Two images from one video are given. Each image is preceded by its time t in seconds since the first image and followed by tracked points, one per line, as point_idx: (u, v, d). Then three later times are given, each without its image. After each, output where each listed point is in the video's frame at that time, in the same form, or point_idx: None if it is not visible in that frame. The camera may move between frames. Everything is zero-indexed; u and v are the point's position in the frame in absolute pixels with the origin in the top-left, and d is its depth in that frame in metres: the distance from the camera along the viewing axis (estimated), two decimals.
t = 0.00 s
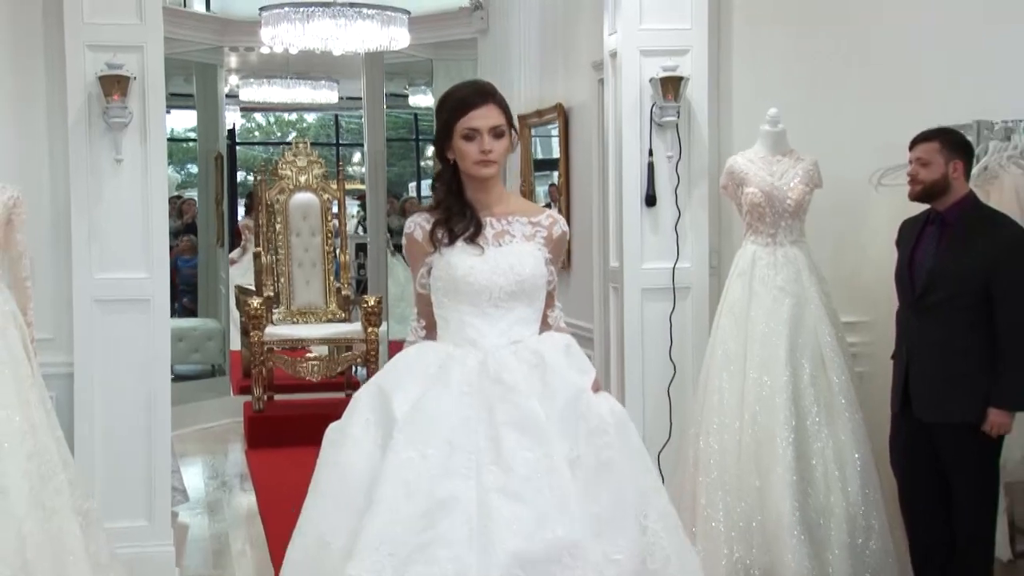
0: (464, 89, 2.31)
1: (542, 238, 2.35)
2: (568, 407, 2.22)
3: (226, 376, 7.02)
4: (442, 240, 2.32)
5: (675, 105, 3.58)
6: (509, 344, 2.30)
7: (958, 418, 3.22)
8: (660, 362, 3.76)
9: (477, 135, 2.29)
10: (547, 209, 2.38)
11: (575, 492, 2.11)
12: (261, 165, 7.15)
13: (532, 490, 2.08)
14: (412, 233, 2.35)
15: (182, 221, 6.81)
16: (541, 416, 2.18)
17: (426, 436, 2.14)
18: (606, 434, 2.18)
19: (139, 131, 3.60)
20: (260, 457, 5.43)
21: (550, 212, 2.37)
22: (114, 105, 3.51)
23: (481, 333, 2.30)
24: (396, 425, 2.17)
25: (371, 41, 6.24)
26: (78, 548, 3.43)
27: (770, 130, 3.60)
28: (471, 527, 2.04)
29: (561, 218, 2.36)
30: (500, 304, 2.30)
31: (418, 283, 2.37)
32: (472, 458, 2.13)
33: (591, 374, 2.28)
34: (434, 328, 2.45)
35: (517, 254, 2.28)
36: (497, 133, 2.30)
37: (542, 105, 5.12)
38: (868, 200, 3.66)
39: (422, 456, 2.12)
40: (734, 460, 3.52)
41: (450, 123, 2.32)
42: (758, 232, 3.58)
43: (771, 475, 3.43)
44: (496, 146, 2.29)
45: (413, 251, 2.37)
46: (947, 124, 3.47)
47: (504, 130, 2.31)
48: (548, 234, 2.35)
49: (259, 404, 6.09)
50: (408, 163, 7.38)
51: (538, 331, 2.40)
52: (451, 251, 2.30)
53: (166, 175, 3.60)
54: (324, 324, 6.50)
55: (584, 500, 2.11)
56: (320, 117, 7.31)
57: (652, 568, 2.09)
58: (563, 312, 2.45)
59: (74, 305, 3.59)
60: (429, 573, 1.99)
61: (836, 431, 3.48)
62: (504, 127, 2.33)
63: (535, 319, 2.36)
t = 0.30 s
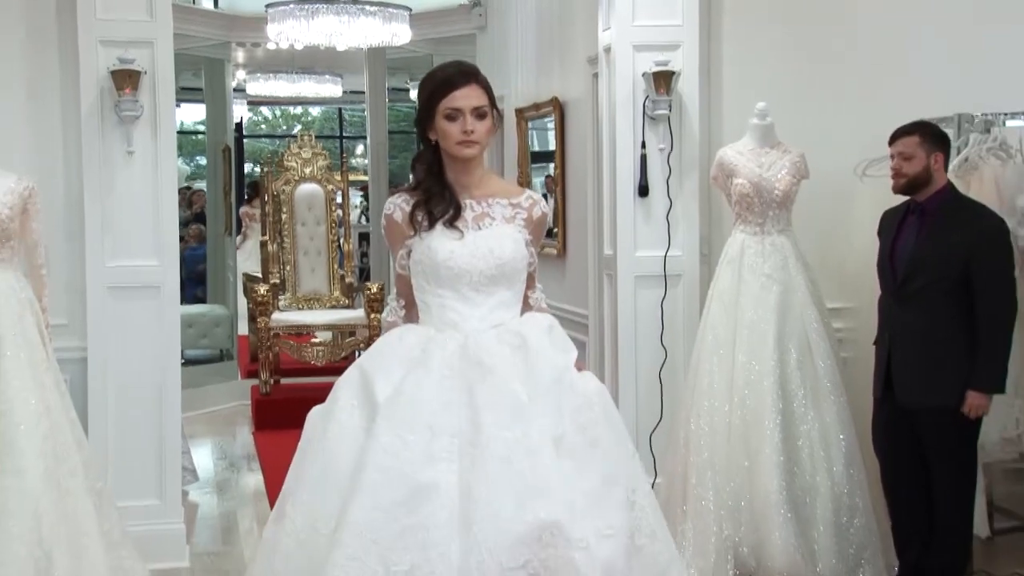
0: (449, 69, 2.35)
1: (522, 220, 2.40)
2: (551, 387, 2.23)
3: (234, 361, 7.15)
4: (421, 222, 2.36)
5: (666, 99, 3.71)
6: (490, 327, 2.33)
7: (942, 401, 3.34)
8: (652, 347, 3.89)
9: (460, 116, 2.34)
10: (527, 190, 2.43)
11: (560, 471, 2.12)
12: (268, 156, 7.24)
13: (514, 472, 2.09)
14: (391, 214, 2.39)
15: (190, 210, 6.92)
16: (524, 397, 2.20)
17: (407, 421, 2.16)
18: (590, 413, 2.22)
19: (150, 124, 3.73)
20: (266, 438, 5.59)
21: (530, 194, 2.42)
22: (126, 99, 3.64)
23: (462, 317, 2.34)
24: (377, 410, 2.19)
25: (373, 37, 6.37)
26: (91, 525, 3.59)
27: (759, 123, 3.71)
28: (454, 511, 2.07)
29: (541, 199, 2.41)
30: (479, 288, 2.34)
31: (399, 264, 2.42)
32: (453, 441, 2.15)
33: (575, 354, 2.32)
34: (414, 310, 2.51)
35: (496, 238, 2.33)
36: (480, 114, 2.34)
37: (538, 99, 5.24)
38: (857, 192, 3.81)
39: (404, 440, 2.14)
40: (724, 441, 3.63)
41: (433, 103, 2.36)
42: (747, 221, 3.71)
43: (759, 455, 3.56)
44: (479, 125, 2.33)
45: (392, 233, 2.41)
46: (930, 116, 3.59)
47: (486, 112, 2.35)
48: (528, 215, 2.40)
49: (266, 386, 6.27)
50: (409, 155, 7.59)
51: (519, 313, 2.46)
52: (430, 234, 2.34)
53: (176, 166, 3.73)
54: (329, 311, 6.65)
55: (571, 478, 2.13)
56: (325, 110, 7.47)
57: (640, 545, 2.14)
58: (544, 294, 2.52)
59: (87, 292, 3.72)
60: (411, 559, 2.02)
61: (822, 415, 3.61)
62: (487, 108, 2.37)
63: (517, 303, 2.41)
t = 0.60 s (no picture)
0: (456, 71, 2.30)
1: (525, 216, 2.36)
2: (551, 382, 2.24)
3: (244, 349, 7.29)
4: (423, 218, 2.33)
5: (660, 97, 3.84)
6: (491, 322, 2.33)
7: (927, 388, 3.41)
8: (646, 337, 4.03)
9: (465, 120, 2.29)
10: (531, 188, 2.39)
11: (555, 463, 2.14)
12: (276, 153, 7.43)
13: (509, 462, 2.11)
14: (395, 210, 2.38)
15: (203, 205, 7.04)
16: (522, 389, 2.21)
17: (406, 414, 2.18)
18: (589, 407, 2.25)
19: (162, 121, 3.86)
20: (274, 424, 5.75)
21: (533, 190, 2.38)
22: (139, 97, 3.77)
23: (463, 311, 2.33)
24: (378, 404, 2.22)
25: (378, 37, 6.50)
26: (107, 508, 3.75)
27: (750, 121, 3.84)
28: (452, 502, 2.09)
29: (544, 196, 2.38)
30: (481, 284, 2.32)
31: (403, 259, 2.41)
32: (452, 433, 2.17)
33: (577, 348, 2.33)
34: (419, 304, 2.49)
35: (497, 236, 2.30)
36: (486, 120, 2.29)
37: (537, 97, 5.37)
38: (845, 185, 3.94)
39: (403, 433, 2.16)
40: (716, 427, 3.77)
41: (438, 103, 2.31)
42: (739, 215, 3.84)
43: (750, 440, 3.70)
44: (483, 132, 2.29)
45: (396, 228, 2.41)
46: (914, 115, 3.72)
47: (492, 117, 2.31)
48: (531, 212, 2.37)
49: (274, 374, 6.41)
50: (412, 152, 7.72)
51: (525, 308, 2.44)
52: (431, 230, 2.32)
53: (188, 162, 3.87)
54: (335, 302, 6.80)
55: (569, 470, 2.16)
56: (331, 108, 7.66)
57: (643, 537, 2.19)
58: (551, 289, 2.49)
59: (102, 285, 3.86)
60: (410, 549, 2.06)
61: (811, 402, 3.74)
62: (493, 112, 2.32)
63: (519, 299, 2.39)
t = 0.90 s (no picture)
0: (485, 72, 2.25)
1: (551, 215, 2.33)
2: (574, 387, 2.20)
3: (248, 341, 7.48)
4: (449, 214, 2.31)
5: (651, 97, 3.97)
6: (514, 321, 2.29)
7: (906, 378, 3.50)
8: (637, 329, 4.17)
9: (491, 124, 2.26)
10: (557, 187, 2.36)
11: (573, 470, 2.09)
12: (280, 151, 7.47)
13: (526, 468, 2.07)
14: (421, 207, 2.36)
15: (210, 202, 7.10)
16: (541, 393, 2.17)
17: (427, 415, 2.16)
18: (611, 413, 2.19)
19: (169, 120, 4.00)
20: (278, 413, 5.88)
21: (559, 190, 2.36)
22: (147, 97, 3.91)
23: (486, 309, 2.30)
24: (399, 405, 2.19)
25: (378, 39, 6.63)
26: (116, 494, 3.89)
27: (737, 120, 3.98)
28: (469, 506, 2.07)
29: (569, 196, 2.34)
30: (505, 281, 2.29)
31: (427, 256, 2.39)
32: (472, 438, 2.14)
33: (601, 353, 2.29)
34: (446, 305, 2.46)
35: (523, 233, 2.27)
36: (512, 124, 2.26)
37: (533, 97, 5.51)
38: (830, 182, 4.08)
39: (422, 435, 2.14)
40: (704, 415, 3.91)
41: (467, 104, 2.27)
42: (727, 211, 3.98)
43: (737, 428, 3.84)
44: (510, 136, 2.26)
45: (422, 225, 2.38)
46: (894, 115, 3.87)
47: (519, 121, 2.27)
48: (557, 211, 2.33)
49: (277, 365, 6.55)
50: (412, 150, 7.80)
51: (548, 309, 2.38)
52: (456, 226, 2.30)
53: (193, 159, 4.00)
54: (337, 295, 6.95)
55: (588, 478, 2.10)
56: (333, 108, 7.64)
57: (660, 549, 2.09)
58: (575, 292, 2.44)
59: (112, 278, 3.99)
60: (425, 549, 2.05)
61: (795, 390, 3.89)
62: (520, 115, 2.28)
63: (545, 296, 2.35)
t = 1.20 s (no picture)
0: (515, 69, 2.24)
1: (578, 208, 2.36)
2: (598, 382, 2.20)
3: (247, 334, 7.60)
4: (478, 204, 2.33)
5: (637, 98, 4.12)
6: (539, 312, 2.30)
7: (882, 370, 3.61)
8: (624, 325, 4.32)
9: (521, 119, 2.26)
10: (584, 179, 2.39)
11: (595, 465, 2.08)
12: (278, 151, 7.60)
13: (548, 461, 2.06)
14: (449, 197, 2.38)
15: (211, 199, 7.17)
16: (564, 387, 2.17)
17: (451, 404, 2.15)
18: (635, 411, 2.18)
19: (170, 120, 4.12)
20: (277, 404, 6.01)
21: (586, 182, 2.38)
22: (149, 98, 4.03)
23: (511, 299, 2.31)
24: (424, 393, 2.19)
25: (373, 42, 6.77)
26: (119, 482, 4.02)
27: (720, 120, 4.13)
28: (489, 498, 2.06)
29: (597, 188, 2.37)
30: (532, 270, 2.30)
31: (455, 248, 2.39)
32: (495, 429, 2.13)
33: (625, 349, 2.28)
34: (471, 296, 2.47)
35: (552, 223, 2.29)
36: (541, 119, 2.26)
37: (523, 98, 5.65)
38: (808, 180, 4.25)
39: (445, 425, 2.12)
40: (687, 405, 4.06)
41: (496, 99, 2.27)
42: (710, 209, 4.13)
43: (719, 418, 3.99)
44: (538, 131, 2.26)
45: (449, 216, 2.39)
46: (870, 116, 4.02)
47: (548, 116, 2.27)
48: (584, 204, 2.36)
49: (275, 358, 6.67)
50: (405, 149, 7.79)
51: (572, 303, 2.40)
52: (485, 214, 2.31)
53: (194, 158, 4.13)
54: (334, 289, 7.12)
55: (609, 474, 2.09)
56: (330, 108, 7.76)
57: (681, 546, 2.08)
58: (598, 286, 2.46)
59: (115, 273, 4.12)
60: (444, 539, 2.03)
61: (776, 381, 4.04)
62: (549, 110, 2.28)
63: (570, 288, 2.37)
